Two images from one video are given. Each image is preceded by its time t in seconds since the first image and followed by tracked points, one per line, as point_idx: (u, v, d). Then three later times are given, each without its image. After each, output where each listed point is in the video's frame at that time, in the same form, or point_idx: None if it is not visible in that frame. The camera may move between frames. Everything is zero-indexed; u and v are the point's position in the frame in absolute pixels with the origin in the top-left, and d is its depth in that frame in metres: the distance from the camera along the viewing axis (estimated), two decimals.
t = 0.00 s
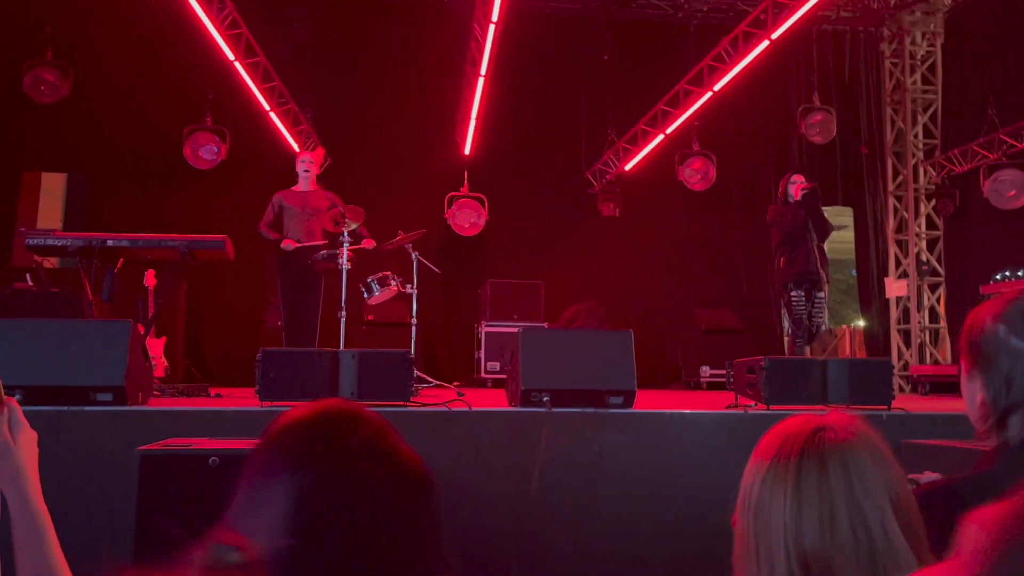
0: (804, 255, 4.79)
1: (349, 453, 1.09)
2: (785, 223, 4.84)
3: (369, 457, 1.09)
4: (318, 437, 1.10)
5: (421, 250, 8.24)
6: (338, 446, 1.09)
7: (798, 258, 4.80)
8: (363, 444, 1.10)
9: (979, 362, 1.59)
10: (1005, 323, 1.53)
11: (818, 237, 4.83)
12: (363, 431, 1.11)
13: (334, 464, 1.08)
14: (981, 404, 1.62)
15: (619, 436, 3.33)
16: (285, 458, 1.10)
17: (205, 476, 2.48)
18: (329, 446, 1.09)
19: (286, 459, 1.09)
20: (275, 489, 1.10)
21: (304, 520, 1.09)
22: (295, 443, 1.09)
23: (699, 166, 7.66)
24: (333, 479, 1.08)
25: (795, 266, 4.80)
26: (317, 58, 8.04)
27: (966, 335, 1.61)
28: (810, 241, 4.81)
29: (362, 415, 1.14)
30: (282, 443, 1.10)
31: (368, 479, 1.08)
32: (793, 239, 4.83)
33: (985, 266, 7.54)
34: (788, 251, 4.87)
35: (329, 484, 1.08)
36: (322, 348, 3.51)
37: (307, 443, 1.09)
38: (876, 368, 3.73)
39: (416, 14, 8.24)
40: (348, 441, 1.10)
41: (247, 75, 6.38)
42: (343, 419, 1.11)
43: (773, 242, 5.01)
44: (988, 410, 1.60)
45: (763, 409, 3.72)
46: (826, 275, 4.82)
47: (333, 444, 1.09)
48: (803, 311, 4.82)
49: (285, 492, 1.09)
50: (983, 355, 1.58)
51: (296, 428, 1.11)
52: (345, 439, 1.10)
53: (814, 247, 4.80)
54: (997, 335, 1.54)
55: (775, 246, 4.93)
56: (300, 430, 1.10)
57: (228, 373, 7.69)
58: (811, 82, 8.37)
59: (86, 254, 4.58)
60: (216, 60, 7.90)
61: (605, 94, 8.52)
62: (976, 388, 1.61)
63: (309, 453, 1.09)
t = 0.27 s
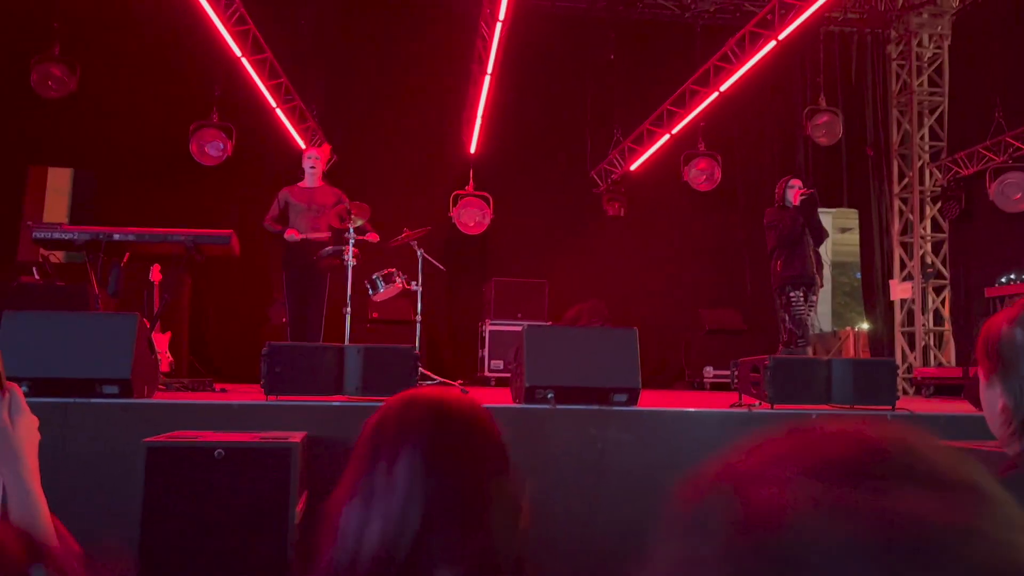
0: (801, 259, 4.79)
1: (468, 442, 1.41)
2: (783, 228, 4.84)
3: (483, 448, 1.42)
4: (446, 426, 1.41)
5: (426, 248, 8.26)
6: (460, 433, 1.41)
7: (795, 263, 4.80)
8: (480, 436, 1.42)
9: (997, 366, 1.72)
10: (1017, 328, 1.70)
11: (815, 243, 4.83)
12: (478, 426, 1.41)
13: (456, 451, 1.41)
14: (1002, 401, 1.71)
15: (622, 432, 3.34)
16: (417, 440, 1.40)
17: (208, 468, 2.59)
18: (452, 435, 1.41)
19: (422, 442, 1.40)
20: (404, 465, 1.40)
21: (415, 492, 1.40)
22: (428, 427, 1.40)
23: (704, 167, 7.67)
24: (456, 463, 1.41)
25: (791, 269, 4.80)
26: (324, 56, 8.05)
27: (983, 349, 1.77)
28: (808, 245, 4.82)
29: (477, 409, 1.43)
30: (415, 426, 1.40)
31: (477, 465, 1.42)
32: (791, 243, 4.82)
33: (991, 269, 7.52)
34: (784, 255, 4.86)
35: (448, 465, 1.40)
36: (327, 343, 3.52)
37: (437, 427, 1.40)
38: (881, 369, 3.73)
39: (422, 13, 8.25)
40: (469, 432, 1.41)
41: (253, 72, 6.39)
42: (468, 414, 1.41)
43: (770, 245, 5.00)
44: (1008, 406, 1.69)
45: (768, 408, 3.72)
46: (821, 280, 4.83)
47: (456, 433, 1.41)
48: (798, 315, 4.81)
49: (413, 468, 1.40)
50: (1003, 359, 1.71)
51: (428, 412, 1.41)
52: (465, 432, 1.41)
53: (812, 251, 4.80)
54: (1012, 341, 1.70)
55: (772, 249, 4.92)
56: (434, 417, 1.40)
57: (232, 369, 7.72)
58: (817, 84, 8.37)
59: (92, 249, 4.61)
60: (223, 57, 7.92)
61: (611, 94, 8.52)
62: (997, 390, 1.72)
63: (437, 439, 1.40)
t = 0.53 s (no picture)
0: (787, 269, 4.80)
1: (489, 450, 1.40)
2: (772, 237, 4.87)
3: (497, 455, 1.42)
4: (462, 432, 1.41)
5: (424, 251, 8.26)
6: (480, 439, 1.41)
7: (781, 273, 4.82)
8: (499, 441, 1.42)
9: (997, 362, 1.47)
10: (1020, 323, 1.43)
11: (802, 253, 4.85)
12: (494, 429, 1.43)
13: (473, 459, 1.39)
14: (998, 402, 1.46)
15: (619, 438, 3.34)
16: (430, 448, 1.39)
17: (206, 472, 2.58)
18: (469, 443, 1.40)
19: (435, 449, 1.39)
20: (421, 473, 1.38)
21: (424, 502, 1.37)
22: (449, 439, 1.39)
23: (702, 172, 7.67)
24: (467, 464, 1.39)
25: (779, 278, 4.81)
26: (323, 59, 8.04)
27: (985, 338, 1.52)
28: (794, 256, 4.83)
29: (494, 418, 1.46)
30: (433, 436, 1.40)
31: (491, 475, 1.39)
32: (778, 254, 4.85)
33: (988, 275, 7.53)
34: (771, 263, 4.88)
35: (462, 473, 1.38)
36: (325, 347, 3.52)
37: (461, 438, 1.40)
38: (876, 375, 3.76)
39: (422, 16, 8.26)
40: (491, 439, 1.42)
41: (253, 74, 6.39)
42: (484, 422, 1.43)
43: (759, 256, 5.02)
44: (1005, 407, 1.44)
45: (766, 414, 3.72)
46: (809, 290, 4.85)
47: (473, 439, 1.40)
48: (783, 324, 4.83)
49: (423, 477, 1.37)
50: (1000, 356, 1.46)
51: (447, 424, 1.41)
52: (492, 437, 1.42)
53: (798, 261, 4.82)
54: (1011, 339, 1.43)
55: (760, 260, 4.95)
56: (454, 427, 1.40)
57: (229, 371, 7.71)
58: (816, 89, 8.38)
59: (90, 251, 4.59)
60: (222, 59, 7.91)
61: (610, 98, 8.53)
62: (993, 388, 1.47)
63: (453, 448, 1.39)
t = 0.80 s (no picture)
0: (768, 275, 4.84)
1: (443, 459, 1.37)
2: (753, 244, 4.88)
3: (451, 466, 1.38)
4: (417, 441, 1.39)
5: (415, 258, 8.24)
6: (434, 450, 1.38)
7: (762, 279, 4.85)
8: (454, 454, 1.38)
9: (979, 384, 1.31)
10: (1008, 349, 1.26)
11: (781, 260, 4.91)
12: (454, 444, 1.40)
13: (426, 463, 1.37)
14: (978, 432, 1.29)
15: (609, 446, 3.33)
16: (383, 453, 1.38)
17: (196, 479, 2.57)
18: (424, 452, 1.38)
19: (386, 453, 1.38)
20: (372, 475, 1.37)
21: (369, 507, 1.36)
22: (403, 447, 1.38)
23: (693, 179, 7.69)
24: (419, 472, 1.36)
25: (759, 285, 4.83)
26: (314, 66, 8.03)
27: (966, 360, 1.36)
28: (774, 262, 4.88)
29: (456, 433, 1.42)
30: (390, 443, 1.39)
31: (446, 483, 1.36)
32: (759, 260, 4.86)
33: (977, 283, 7.56)
34: (752, 270, 4.88)
35: (408, 479, 1.36)
36: (313, 354, 3.49)
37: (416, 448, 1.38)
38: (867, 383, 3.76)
39: (413, 23, 8.26)
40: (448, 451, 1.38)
41: (243, 80, 6.38)
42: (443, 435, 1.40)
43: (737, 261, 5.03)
44: (986, 440, 1.27)
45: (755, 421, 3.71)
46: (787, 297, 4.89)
47: (421, 446, 1.38)
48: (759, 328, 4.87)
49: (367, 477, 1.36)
50: (981, 382, 1.29)
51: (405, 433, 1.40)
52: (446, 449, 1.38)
53: (779, 268, 4.87)
54: (995, 364, 1.27)
55: (739, 265, 4.95)
56: (411, 436, 1.39)
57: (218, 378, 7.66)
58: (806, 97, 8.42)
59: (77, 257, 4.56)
60: (212, 64, 7.89)
61: (600, 105, 8.54)
62: (972, 416, 1.31)
63: (405, 454, 1.38)
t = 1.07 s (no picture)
0: (752, 282, 4.82)
1: (352, 480, 1.06)
2: (737, 251, 4.88)
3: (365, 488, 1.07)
4: (320, 453, 1.07)
5: (407, 267, 8.23)
6: (339, 467, 1.06)
7: (745, 286, 4.84)
8: (367, 472, 1.07)
9: (960, 402, 1.25)
10: (994, 365, 1.19)
11: (768, 266, 4.86)
12: (368, 456, 1.07)
13: (331, 481, 1.06)
14: (962, 444, 1.25)
15: (603, 458, 3.32)
16: (276, 467, 1.08)
17: (184, 495, 2.42)
18: (327, 467, 1.06)
19: (281, 469, 1.08)
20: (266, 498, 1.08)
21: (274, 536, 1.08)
22: (300, 463, 1.07)
23: (684, 187, 7.70)
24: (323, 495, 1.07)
25: (742, 292, 4.83)
26: (304, 75, 8.01)
27: (954, 362, 1.29)
28: (759, 269, 4.85)
29: (374, 436, 1.10)
30: (286, 455, 1.08)
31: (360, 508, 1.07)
32: (742, 267, 4.86)
33: (967, 289, 7.59)
34: (737, 278, 4.89)
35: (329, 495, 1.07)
36: (304, 367, 3.47)
37: (319, 463, 1.07)
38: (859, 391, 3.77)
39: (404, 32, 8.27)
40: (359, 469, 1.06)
41: (233, 91, 6.35)
42: (354, 445, 1.08)
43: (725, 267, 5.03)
44: (970, 454, 1.23)
45: (747, 431, 3.71)
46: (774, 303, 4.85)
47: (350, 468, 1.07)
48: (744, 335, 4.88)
49: (258, 499, 1.08)
50: (964, 394, 1.23)
51: (305, 442, 1.08)
52: (356, 467, 1.06)
53: (764, 274, 4.83)
54: (980, 378, 1.21)
55: (727, 272, 4.97)
56: (311, 448, 1.07)
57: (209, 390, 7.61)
58: (795, 105, 8.46)
59: (65, 269, 4.52)
60: (201, 74, 7.87)
61: (592, 114, 8.56)
62: (956, 426, 1.26)
63: (316, 471, 1.07)
